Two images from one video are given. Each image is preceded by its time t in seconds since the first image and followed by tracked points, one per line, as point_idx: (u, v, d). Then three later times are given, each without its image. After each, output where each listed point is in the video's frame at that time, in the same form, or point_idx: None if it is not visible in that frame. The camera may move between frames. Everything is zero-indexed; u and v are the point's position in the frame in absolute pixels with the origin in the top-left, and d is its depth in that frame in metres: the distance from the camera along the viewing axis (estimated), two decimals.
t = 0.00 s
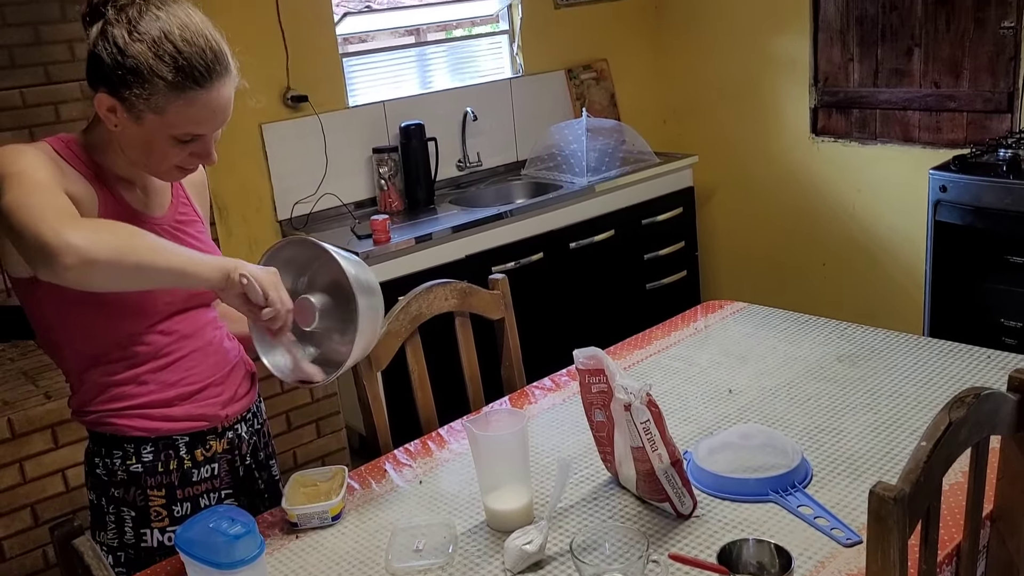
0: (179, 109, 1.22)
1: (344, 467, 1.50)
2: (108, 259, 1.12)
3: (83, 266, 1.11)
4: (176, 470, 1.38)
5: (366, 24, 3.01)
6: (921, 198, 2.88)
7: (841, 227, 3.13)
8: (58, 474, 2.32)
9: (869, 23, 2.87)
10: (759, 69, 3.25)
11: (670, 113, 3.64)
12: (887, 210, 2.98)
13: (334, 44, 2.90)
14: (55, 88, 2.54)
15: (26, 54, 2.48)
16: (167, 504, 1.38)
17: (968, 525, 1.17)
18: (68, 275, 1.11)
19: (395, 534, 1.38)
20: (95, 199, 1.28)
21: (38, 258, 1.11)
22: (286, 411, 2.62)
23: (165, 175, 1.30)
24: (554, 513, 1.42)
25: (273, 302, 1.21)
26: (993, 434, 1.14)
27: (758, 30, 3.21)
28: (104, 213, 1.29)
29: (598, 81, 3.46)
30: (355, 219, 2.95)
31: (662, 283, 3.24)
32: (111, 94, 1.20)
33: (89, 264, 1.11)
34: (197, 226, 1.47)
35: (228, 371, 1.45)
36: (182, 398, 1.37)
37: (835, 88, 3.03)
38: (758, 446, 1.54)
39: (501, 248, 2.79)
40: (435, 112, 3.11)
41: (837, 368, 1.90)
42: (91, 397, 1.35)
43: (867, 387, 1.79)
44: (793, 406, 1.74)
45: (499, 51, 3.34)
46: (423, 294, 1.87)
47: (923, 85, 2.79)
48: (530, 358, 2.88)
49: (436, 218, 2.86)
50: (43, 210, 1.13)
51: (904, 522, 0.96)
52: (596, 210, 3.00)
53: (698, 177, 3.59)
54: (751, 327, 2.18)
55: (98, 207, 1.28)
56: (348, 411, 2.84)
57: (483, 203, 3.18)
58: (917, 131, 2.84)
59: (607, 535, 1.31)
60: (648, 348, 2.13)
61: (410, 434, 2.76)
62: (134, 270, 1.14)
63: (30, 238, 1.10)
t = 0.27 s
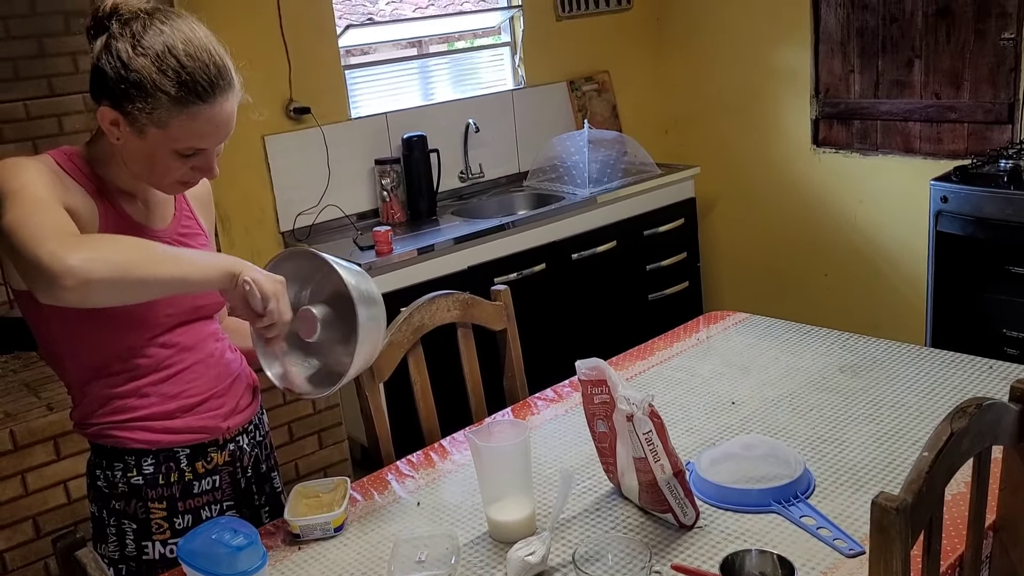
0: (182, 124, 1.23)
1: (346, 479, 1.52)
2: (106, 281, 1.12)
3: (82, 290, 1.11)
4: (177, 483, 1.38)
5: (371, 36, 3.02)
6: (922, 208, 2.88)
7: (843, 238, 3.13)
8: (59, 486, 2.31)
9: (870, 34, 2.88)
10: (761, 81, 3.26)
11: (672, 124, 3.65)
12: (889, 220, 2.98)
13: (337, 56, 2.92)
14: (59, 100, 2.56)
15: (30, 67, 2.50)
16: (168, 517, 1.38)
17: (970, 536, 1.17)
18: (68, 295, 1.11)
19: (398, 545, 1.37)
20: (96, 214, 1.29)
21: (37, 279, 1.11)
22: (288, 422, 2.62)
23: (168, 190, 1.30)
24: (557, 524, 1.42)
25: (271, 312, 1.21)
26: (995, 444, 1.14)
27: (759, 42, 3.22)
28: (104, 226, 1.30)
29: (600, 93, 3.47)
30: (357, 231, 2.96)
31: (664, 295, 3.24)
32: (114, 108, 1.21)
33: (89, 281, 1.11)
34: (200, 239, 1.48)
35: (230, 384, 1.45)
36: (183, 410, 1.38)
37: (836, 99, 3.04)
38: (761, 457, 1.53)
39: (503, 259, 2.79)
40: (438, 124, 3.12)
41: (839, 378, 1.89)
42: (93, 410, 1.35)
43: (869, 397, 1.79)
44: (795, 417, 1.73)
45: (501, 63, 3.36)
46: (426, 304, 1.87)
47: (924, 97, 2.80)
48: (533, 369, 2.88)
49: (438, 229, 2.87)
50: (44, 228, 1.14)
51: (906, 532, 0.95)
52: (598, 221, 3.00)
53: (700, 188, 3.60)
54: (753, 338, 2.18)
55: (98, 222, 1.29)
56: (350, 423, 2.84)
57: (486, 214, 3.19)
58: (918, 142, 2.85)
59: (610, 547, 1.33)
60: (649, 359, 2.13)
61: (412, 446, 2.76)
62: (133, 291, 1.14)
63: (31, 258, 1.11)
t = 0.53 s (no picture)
0: (187, 127, 1.23)
1: (348, 481, 1.51)
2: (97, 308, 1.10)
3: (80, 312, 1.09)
4: (178, 485, 1.39)
5: (373, 39, 3.02)
6: (923, 211, 2.88)
7: (844, 241, 3.13)
8: (61, 488, 2.32)
9: (870, 37, 2.89)
10: (761, 84, 3.27)
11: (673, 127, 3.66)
12: (889, 223, 2.99)
13: (339, 60, 2.93)
14: (60, 103, 2.57)
15: (31, 70, 2.51)
16: (169, 519, 1.39)
17: (970, 537, 1.17)
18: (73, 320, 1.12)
19: (399, 546, 1.37)
20: (94, 219, 1.29)
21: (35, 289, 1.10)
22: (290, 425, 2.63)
23: (170, 193, 1.31)
24: (558, 525, 1.42)
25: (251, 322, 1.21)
26: (994, 445, 1.14)
27: (760, 46, 3.23)
28: (105, 228, 1.31)
29: (601, 96, 3.48)
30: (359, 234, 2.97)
31: (665, 297, 3.25)
32: (119, 108, 1.22)
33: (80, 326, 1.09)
34: (201, 241, 1.48)
35: (229, 386, 1.46)
36: (184, 412, 1.38)
37: (837, 102, 3.04)
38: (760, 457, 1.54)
39: (504, 261, 2.80)
40: (439, 127, 3.13)
41: (839, 380, 1.90)
42: (93, 413, 1.35)
43: (869, 398, 1.79)
44: (796, 418, 1.74)
45: (502, 66, 3.37)
46: (427, 306, 1.88)
47: (925, 99, 2.81)
48: (534, 372, 2.88)
49: (439, 232, 2.88)
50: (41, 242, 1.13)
51: (905, 531, 0.96)
52: (599, 224, 3.01)
53: (701, 191, 3.60)
54: (753, 339, 2.19)
55: (97, 226, 1.29)
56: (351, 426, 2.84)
57: (487, 217, 3.19)
58: (919, 144, 2.86)
59: (610, 547, 1.33)
60: (649, 360, 2.14)
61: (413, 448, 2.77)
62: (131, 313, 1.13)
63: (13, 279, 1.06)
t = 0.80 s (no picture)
0: (205, 132, 1.25)
1: (350, 484, 1.52)
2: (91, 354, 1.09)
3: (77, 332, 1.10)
4: (179, 489, 1.39)
5: (376, 44, 3.03)
6: (925, 215, 2.88)
7: (846, 245, 3.13)
8: (63, 493, 2.32)
9: (872, 41, 2.89)
10: (763, 88, 3.27)
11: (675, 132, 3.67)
12: (892, 227, 2.99)
13: (341, 65, 2.94)
14: (66, 108, 2.58)
15: (36, 76, 2.51)
16: (171, 523, 1.38)
17: (974, 540, 1.16)
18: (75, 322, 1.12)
19: (401, 551, 1.37)
20: (102, 227, 1.27)
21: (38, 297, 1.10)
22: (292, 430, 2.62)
23: (180, 197, 1.33)
24: (560, 529, 1.42)
25: (263, 444, 1.19)
26: (998, 448, 1.13)
27: (761, 50, 3.24)
28: (113, 236, 1.28)
29: (603, 100, 3.49)
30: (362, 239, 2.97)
31: (667, 301, 3.24)
32: (138, 111, 1.23)
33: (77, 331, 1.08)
34: (207, 246, 1.47)
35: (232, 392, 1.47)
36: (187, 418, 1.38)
37: (839, 106, 3.04)
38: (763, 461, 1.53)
39: (506, 266, 2.80)
40: (442, 132, 3.13)
41: (842, 384, 1.89)
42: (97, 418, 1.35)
43: (872, 402, 1.79)
44: (798, 422, 1.73)
45: (504, 71, 3.37)
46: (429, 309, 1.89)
47: (927, 103, 2.81)
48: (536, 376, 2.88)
49: (442, 236, 2.88)
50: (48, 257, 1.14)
51: (909, 535, 0.95)
52: (602, 228, 3.01)
53: (702, 196, 3.60)
54: (756, 343, 2.19)
55: (105, 235, 1.28)
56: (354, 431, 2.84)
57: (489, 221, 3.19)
58: (921, 148, 2.85)
59: (613, 551, 1.32)
60: (652, 364, 2.13)
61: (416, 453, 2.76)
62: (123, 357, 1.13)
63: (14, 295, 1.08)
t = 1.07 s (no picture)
0: (211, 164, 1.26)
1: (356, 518, 1.49)
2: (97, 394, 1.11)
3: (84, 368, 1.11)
4: (181, 521, 1.38)
5: (380, 74, 3.06)
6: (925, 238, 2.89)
7: (847, 268, 3.13)
8: (64, 526, 2.31)
9: (868, 66, 2.91)
10: (761, 112, 3.29)
11: (674, 156, 3.68)
12: (891, 250, 2.99)
13: (342, 93, 2.97)
14: (67, 140, 2.57)
15: (38, 108, 2.51)
16: (173, 554, 1.37)
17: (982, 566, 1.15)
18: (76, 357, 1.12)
19: None
20: (106, 260, 1.28)
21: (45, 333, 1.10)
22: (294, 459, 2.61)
23: (186, 229, 1.34)
24: (564, 558, 1.41)
25: (276, 484, 1.22)
26: (1003, 473, 1.13)
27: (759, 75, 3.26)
28: (117, 269, 1.29)
29: (602, 126, 3.51)
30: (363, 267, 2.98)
31: (669, 326, 3.24)
32: (144, 145, 1.24)
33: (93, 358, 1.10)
34: (207, 277, 1.47)
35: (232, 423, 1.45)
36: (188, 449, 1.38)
37: (837, 130, 3.06)
38: (768, 487, 1.52)
39: (507, 292, 2.80)
40: (442, 159, 3.15)
41: (846, 409, 1.89)
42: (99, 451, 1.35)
43: (877, 428, 1.78)
44: (802, 448, 1.73)
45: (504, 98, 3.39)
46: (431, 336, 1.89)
47: (924, 126, 2.82)
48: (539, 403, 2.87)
49: (443, 263, 2.89)
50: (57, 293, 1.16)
51: (917, 564, 0.95)
52: (603, 254, 3.02)
53: (703, 221, 3.61)
54: (759, 368, 2.18)
55: (109, 268, 1.28)
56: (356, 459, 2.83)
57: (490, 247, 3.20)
58: (920, 171, 2.87)
59: None
60: (655, 391, 2.13)
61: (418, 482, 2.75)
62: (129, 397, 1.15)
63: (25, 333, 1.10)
